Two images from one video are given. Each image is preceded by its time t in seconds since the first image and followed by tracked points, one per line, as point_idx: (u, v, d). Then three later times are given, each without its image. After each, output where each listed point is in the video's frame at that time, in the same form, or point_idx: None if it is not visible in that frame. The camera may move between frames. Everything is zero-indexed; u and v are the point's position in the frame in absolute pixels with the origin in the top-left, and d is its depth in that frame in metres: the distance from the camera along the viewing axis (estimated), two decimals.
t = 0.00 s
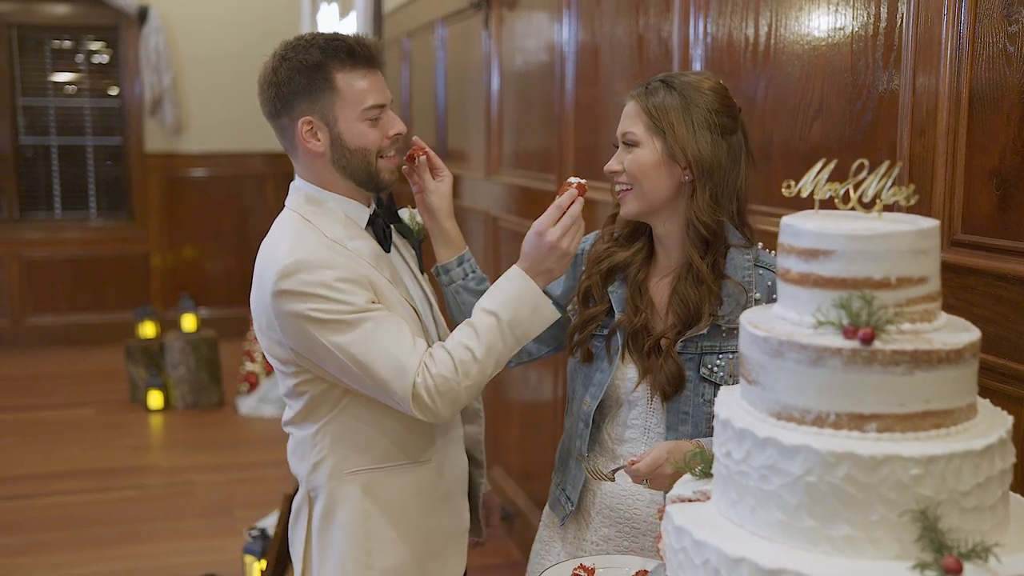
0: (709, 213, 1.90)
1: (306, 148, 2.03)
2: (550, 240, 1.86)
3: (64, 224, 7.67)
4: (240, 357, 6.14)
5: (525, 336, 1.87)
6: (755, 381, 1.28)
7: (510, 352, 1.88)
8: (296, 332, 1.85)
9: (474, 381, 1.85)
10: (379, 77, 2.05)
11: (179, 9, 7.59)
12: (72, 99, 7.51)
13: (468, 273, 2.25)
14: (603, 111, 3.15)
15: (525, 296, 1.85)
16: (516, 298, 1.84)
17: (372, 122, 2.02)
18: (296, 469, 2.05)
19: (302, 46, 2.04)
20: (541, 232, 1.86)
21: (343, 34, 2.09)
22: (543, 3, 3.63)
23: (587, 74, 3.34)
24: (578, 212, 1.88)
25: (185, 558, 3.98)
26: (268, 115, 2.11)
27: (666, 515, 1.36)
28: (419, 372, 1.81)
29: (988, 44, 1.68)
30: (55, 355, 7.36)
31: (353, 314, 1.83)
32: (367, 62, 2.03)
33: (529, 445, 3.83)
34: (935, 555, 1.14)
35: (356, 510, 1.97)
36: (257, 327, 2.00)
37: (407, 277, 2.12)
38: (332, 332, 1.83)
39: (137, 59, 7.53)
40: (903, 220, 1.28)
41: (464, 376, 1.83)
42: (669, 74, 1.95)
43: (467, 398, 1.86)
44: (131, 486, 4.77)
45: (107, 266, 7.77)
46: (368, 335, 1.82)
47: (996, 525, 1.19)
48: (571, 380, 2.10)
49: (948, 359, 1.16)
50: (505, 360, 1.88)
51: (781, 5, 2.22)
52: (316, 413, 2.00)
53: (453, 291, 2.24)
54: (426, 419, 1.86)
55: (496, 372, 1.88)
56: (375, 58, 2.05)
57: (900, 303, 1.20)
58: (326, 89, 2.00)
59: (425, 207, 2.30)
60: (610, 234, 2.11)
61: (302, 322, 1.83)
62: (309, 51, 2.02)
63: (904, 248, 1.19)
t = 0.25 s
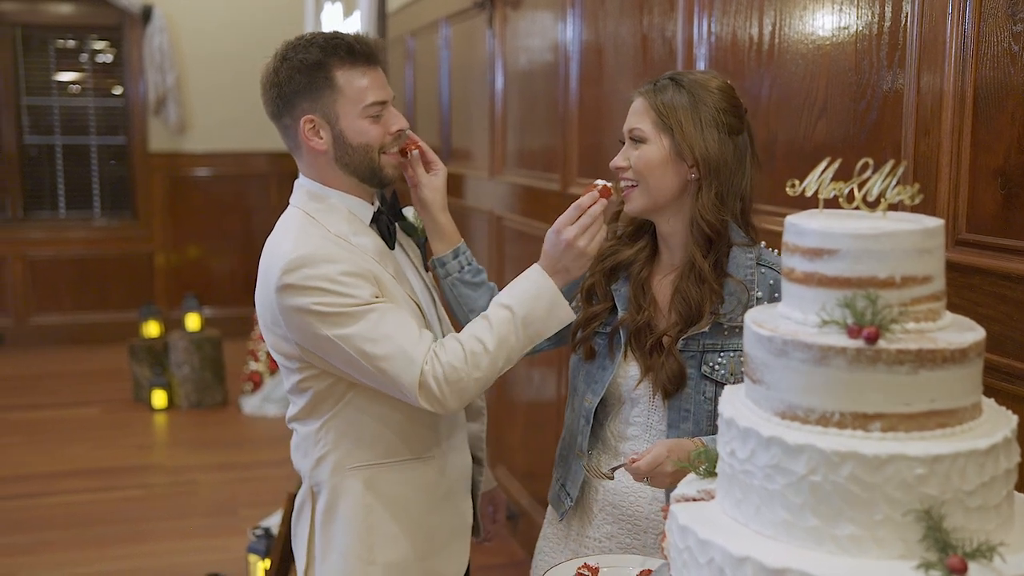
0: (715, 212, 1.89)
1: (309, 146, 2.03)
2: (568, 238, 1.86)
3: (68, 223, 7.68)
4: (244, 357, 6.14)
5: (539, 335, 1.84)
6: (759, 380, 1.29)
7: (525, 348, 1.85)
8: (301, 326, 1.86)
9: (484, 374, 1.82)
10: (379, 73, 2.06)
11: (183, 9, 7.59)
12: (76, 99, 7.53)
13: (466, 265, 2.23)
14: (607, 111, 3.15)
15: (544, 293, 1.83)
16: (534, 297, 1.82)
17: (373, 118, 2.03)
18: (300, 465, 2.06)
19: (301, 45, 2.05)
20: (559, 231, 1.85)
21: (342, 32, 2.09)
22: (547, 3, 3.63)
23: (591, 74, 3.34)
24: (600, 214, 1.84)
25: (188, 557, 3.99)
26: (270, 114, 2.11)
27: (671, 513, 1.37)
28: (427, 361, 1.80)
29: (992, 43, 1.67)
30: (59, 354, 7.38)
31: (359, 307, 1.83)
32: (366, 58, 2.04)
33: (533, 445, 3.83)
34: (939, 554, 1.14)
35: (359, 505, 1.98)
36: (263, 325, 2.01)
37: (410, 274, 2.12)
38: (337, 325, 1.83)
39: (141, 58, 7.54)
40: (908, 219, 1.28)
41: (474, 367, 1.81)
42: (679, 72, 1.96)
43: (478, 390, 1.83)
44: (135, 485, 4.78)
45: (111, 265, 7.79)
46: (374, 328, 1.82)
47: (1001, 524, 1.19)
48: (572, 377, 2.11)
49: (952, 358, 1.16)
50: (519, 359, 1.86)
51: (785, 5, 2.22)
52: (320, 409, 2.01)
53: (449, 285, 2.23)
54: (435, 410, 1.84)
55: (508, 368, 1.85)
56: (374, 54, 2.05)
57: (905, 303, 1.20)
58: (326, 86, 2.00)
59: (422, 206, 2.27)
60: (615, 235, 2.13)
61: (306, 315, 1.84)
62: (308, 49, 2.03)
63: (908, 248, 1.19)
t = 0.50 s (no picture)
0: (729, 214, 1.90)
1: (312, 144, 2.03)
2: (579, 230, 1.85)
3: (71, 224, 7.69)
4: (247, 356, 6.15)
5: (548, 328, 1.84)
6: (762, 380, 1.29)
7: (534, 342, 1.85)
8: (307, 321, 1.86)
9: (492, 365, 1.82)
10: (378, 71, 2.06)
11: (186, 9, 7.60)
12: (80, 99, 7.54)
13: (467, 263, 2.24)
14: (609, 111, 3.15)
15: (554, 287, 1.82)
16: (545, 290, 1.82)
17: (375, 114, 2.03)
18: (304, 463, 2.06)
19: (299, 45, 2.05)
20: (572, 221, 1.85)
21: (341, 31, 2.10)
22: (550, 3, 3.63)
23: (593, 74, 3.35)
24: (613, 208, 1.83)
25: (192, 556, 3.99)
26: (271, 116, 2.11)
27: (674, 513, 1.37)
28: (435, 350, 1.80)
29: (995, 43, 1.67)
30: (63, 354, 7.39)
31: (364, 301, 1.84)
32: (366, 55, 2.05)
33: (536, 445, 3.83)
34: (942, 554, 1.14)
35: (363, 502, 1.98)
36: (269, 322, 2.02)
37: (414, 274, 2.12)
38: (343, 318, 1.83)
39: (144, 59, 7.54)
40: (911, 219, 1.28)
41: (483, 358, 1.81)
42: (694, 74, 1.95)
43: (486, 382, 1.83)
44: (138, 485, 4.79)
45: (114, 265, 7.80)
46: (381, 321, 1.82)
47: (1004, 524, 1.19)
48: (576, 375, 2.11)
49: (955, 358, 1.16)
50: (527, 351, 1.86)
51: (788, 4, 2.22)
52: (324, 406, 2.01)
53: (453, 284, 2.23)
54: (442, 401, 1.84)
55: (517, 360, 1.85)
56: (373, 50, 2.06)
57: (908, 303, 1.20)
58: (327, 84, 2.01)
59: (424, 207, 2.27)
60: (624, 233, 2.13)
61: (312, 310, 1.85)
62: (307, 47, 2.04)
63: (911, 248, 1.19)
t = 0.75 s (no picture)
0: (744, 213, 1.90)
1: (320, 143, 2.03)
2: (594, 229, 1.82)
3: (74, 222, 7.69)
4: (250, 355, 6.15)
5: (557, 327, 1.83)
6: (765, 379, 1.29)
7: (543, 339, 1.84)
8: (312, 317, 1.87)
9: (500, 360, 1.82)
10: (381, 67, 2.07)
11: (189, 8, 7.61)
12: (83, 98, 7.55)
13: (472, 261, 2.25)
14: (612, 110, 3.15)
15: (564, 284, 1.82)
16: (555, 286, 1.81)
17: (381, 110, 2.03)
18: (308, 461, 2.07)
19: (302, 46, 2.05)
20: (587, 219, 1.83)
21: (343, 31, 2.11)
22: (552, 2, 3.64)
23: (595, 73, 3.35)
24: (629, 208, 1.81)
25: (195, 554, 4.00)
26: (277, 118, 2.12)
27: (677, 512, 1.37)
28: (441, 342, 1.81)
29: (998, 42, 1.67)
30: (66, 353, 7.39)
31: (370, 296, 1.84)
32: (369, 52, 2.05)
33: (539, 443, 3.84)
34: (944, 553, 1.14)
35: (367, 499, 1.98)
36: (274, 321, 2.02)
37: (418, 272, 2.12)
38: (349, 314, 1.84)
39: (147, 58, 7.55)
40: (914, 219, 1.29)
41: (490, 352, 1.81)
42: (711, 76, 1.95)
43: (493, 376, 1.83)
44: (142, 483, 4.79)
45: (117, 263, 7.80)
46: (386, 316, 1.82)
47: (1006, 524, 1.20)
48: (583, 371, 2.11)
49: (958, 358, 1.17)
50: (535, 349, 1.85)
51: (791, 4, 2.22)
52: (328, 403, 2.01)
53: (460, 282, 2.24)
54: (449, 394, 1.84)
55: (525, 356, 1.84)
56: (375, 47, 2.06)
57: (910, 302, 1.20)
58: (332, 82, 2.01)
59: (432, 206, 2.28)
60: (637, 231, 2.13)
61: (317, 305, 1.85)
62: (311, 46, 2.04)
63: (914, 247, 1.19)
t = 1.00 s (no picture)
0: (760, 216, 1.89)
1: (331, 142, 2.03)
2: (609, 228, 1.83)
3: (77, 223, 7.71)
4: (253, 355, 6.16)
5: (570, 324, 1.83)
6: (768, 380, 1.29)
7: (553, 336, 1.84)
8: (320, 314, 1.87)
9: (509, 355, 1.82)
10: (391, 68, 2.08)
11: (192, 9, 7.62)
12: (86, 98, 7.56)
13: (474, 258, 2.25)
14: (615, 110, 3.15)
15: (577, 282, 1.82)
16: (568, 283, 1.81)
17: (392, 111, 2.04)
18: (312, 459, 2.07)
19: (313, 46, 2.05)
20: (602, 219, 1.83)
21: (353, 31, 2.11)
22: (555, 2, 3.64)
23: (598, 73, 3.35)
24: (644, 208, 1.82)
25: (197, 554, 4.01)
26: (286, 117, 2.11)
27: (680, 513, 1.37)
28: (451, 335, 1.81)
29: (1001, 42, 1.67)
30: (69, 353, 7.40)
31: (379, 292, 1.85)
32: (379, 52, 2.06)
33: (541, 444, 3.84)
34: (948, 554, 1.14)
35: (370, 498, 1.98)
36: (280, 319, 2.03)
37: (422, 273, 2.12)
38: (358, 310, 1.84)
39: (150, 58, 7.56)
40: (917, 220, 1.29)
41: (501, 347, 1.82)
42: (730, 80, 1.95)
43: (502, 371, 1.84)
44: (144, 483, 4.80)
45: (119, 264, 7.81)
46: (395, 312, 1.83)
47: (1010, 524, 1.20)
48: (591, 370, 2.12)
49: (962, 359, 1.17)
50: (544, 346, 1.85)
51: (794, 5, 2.22)
52: (333, 401, 2.02)
53: (463, 279, 2.25)
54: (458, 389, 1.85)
55: (535, 353, 1.84)
56: (386, 48, 2.07)
57: (914, 303, 1.20)
58: (343, 82, 2.02)
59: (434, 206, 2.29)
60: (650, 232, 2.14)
61: (326, 302, 1.86)
62: (322, 46, 2.04)
63: (918, 248, 1.19)
